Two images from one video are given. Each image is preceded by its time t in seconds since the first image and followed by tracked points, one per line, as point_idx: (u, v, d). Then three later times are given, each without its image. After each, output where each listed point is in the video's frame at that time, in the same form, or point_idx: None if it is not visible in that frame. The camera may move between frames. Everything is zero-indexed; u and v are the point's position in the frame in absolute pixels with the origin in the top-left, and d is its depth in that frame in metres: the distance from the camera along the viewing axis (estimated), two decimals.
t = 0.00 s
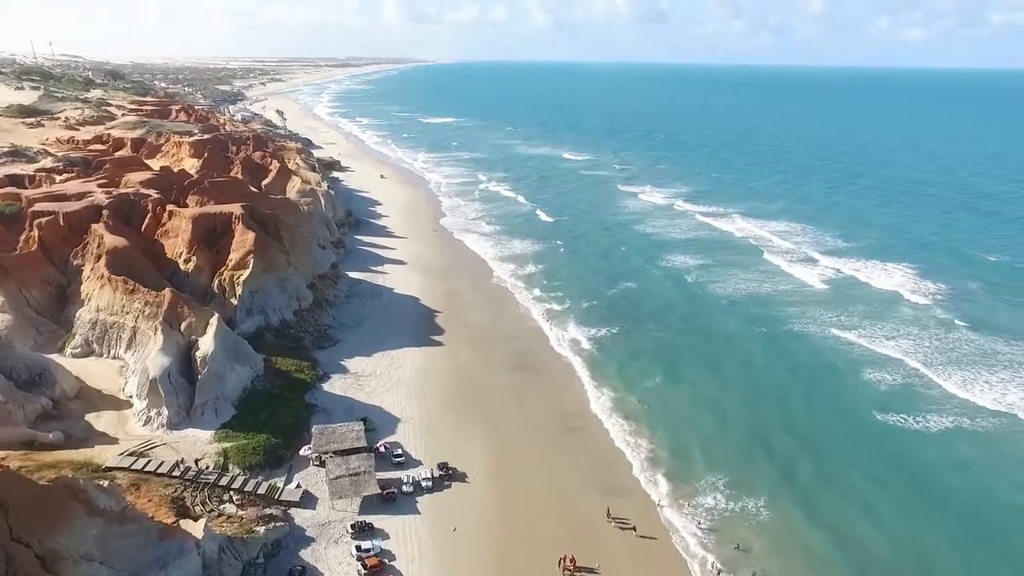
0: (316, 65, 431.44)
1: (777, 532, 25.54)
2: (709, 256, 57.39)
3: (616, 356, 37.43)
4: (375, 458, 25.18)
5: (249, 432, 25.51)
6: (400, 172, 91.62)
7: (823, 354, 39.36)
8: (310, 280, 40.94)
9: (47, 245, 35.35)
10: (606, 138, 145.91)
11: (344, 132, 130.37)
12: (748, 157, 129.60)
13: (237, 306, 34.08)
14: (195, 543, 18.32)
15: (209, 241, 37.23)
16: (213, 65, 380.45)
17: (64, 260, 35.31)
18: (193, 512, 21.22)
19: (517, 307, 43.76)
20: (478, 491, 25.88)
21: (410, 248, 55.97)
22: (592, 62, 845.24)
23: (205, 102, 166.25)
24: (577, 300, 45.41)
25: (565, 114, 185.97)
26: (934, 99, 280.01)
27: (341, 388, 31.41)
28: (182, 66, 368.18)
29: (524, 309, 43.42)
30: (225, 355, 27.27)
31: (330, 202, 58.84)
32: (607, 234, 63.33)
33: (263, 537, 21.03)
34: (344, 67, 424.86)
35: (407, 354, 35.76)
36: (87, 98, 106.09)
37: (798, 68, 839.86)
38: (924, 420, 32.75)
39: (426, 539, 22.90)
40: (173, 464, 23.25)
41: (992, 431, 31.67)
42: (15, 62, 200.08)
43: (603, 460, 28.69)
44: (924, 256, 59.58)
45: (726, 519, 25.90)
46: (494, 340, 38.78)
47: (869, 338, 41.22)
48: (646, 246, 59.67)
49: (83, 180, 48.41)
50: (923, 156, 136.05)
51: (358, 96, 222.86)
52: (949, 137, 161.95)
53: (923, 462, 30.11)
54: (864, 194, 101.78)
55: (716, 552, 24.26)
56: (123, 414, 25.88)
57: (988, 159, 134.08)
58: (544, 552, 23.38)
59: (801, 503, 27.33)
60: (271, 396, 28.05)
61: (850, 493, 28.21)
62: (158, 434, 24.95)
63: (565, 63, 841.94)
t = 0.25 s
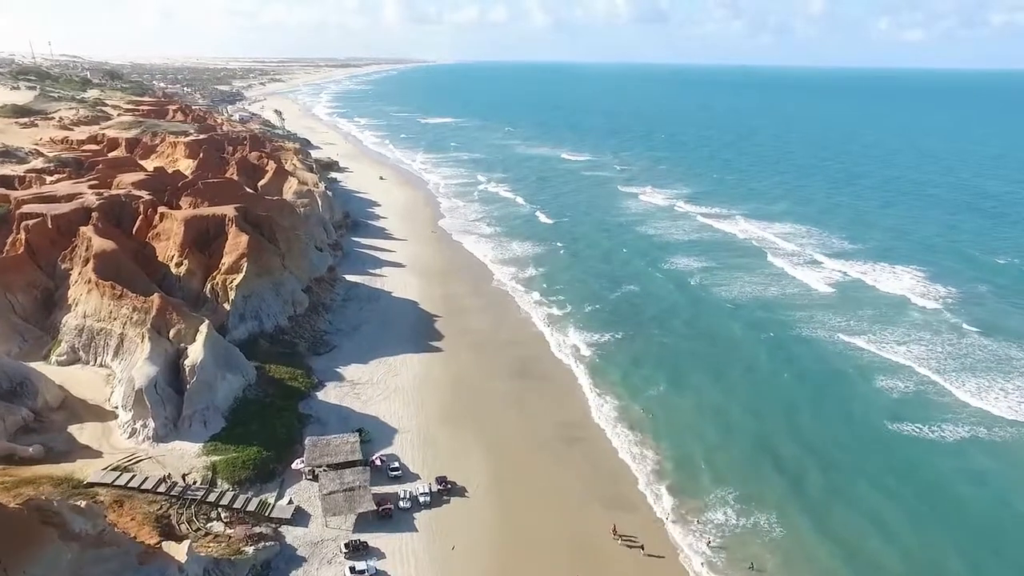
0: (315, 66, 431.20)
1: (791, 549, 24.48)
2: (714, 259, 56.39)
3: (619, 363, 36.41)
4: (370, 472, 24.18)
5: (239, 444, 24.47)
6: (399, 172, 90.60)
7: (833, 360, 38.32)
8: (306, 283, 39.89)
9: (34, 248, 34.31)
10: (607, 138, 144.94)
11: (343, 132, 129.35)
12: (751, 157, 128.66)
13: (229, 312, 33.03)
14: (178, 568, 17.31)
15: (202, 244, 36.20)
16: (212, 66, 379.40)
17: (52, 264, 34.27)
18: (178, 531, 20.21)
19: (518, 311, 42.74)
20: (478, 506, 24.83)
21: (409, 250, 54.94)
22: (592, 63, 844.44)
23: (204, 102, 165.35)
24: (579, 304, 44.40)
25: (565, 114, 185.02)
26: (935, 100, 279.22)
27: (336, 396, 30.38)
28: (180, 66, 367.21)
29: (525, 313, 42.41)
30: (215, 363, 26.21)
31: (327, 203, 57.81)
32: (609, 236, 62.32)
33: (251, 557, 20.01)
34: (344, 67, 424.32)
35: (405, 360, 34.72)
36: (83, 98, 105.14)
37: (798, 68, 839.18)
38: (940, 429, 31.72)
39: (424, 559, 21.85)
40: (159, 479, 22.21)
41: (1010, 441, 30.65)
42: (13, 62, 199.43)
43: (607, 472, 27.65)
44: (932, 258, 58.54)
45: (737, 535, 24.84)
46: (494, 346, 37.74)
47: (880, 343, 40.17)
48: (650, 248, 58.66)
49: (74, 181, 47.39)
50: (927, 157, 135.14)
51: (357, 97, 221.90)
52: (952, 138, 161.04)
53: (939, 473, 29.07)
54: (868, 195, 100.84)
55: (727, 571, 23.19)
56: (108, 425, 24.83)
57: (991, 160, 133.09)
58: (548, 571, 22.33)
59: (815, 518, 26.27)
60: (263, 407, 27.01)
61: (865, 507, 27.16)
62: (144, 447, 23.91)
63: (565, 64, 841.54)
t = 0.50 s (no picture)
0: (315, 65, 430.39)
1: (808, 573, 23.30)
2: (719, 261, 55.22)
3: (624, 372, 35.24)
4: (364, 489, 22.94)
5: (226, 460, 23.26)
6: (399, 173, 89.43)
7: (844, 369, 37.16)
8: (300, 288, 38.69)
9: (17, 253, 33.12)
10: (609, 139, 143.82)
11: (342, 133, 128.15)
12: (754, 158, 127.53)
13: (220, 318, 31.81)
14: None
15: (192, 248, 35.04)
16: (211, 66, 377.74)
17: (36, 268, 33.09)
18: (158, 556, 19.02)
19: (519, 316, 41.57)
20: (479, 527, 23.66)
21: (408, 253, 53.74)
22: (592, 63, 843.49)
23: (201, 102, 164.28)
24: (583, 308, 43.22)
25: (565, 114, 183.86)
26: (937, 100, 278.25)
27: (331, 407, 29.18)
28: (179, 67, 365.86)
29: (526, 318, 41.25)
30: (202, 374, 25.02)
31: (324, 205, 56.60)
32: (612, 238, 61.15)
33: None
34: (344, 67, 423.90)
35: (402, 369, 33.52)
36: (78, 98, 103.99)
37: (798, 69, 838.44)
38: (959, 440, 30.54)
39: None
40: (139, 498, 21.00)
41: None
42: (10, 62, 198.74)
43: (613, 490, 26.47)
44: (942, 261, 57.30)
45: (751, 558, 23.65)
46: (495, 353, 36.55)
47: (892, 350, 38.98)
48: (653, 250, 57.49)
49: (63, 182, 46.22)
50: (931, 157, 134.06)
51: (356, 97, 220.88)
52: (955, 138, 159.94)
53: (961, 489, 27.84)
54: (872, 196, 99.73)
55: None
56: (90, 440, 23.62)
57: (996, 160, 132.01)
58: None
59: (832, 539, 25.08)
60: (253, 420, 25.82)
61: (883, 526, 25.98)
62: (126, 463, 22.72)
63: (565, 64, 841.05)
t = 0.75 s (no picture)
0: (315, 66, 429.36)
1: None
2: (724, 264, 54.16)
3: (628, 379, 34.17)
4: (359, 507, 21.90)
5: (214, 475, 22.18)
6: (398, 174, 88.39)
7: (855, 376, 36.06)
8: (295, 292, 37.62)
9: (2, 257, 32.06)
10: (610, 139, 142.80)
11: (341, 133, 127.05)
12: (756, 158, 126.51)
13: (212, 325, 30.75)
14: None
15: (184, 251, 33.92)
16: (210, 66, 376.29)
17: (22, 273, 32.04)
18: None
19: (520, 320, 40.49)
20: (478, 544, 22.59)
21: (407, 255, 52.69)
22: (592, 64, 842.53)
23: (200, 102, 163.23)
24: (586, 312, 42.17)
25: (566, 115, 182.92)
26: (938, 101, 277.58)
27: (326, 417, 28.14)
28: (178, 67, 364.79)
29: (527, 323, 40.19)
30: (190, 384, 23.93)
31: (322, 206, 55.50)
32: (615, 240, 60.11)
33: None
34: (344, 67, 423.04)
35: (400, 376, 32.44)
36: (75, 97, 102.99)
37: (799, 69, 837.59)
38: (977, 452, 29.46)
39: None
40: (122, 517, 19.96)
41: None
42: (8, 62, 197.72)
43: (618, 503, 25.41)
44: (951, 262, 56.18)
45: None
46: (495, 359, 35.47)
47: (904, 356, 37.90)
48: (657, 253, 56.43)
49: (54, 183, 45.20)
50: (934, 158, 133.17)
51: (356, 97, 219.85)
52: (958, 138, 159.06)
53: (980, 503, 26.77)
54: (877, 197, 98.75)
55: None
56: (72, 454, 22.57)
57: (1000, 160, 131.14)
58: None
59: (848, 557, 24.00)
60: (244, 431, 24.76)
61: (901, 543, 24.92)
62: (109, 479, 21.66)
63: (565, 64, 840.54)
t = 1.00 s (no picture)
0: (314, 66, 428.45)
1: None
2: (730, 266, 52.93)
3: (632, 388, 32.92)
4: (353, 529, 20.67)
5: (199, 495, 20.96)
6: (398, 174, 87.20)
7: (868, 385, 34.83)
8: (289, 298, 36.38)
9: None
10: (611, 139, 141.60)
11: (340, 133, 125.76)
12: (759, 159, 125.30)
13: (201, 333, 29.50)
14: None
15: (174, 254, 32.71)
16: (209, 67, 376.41)
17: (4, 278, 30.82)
18: None
19: (520, 326, 39.22)
20: (478, 569, 21.36)
21: (405, 258, 51.46)
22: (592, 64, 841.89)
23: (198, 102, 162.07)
24: (590, 317, 40.99)
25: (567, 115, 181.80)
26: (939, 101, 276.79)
27: (319, 430, 26.90)
28: (178, 67, 364.70)
29: (528, 328, 38.96)
30: (175, 398, 22.72)
31: (319, 208, 54.29)
32: (619, 242, 58.86)
33: None
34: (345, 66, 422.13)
35: (397, 385, 31.18)
36: (70, 97, 101.82)
37: (797, 68, 837.71)
38: (1000, 466, 28.22)
39: None
40: (98, 541, 18.72)
41: None
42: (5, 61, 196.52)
43: (625, 522, 24.16)
44: (962, 265, 54.93)
45: None
46: (495, 367, 34.18)
47: (919, 364, 36.65)
48: (662, 255, 55.20)
49: (42, 184, 44.01)
50: (938, 158, 131.97)
51: (356, 97, 218.75)
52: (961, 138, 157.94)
53: (1006, 521, 25.52)
54: (883, 198, 97.58)
55: None
56: (49, 472, 21.37)
57: (1003, 160, 130.07)
58: None
59: None
60: (232, 447, 23.53)
61: (924, 565, 23.67)
62: (87, 500, 20.43)
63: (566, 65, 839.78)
